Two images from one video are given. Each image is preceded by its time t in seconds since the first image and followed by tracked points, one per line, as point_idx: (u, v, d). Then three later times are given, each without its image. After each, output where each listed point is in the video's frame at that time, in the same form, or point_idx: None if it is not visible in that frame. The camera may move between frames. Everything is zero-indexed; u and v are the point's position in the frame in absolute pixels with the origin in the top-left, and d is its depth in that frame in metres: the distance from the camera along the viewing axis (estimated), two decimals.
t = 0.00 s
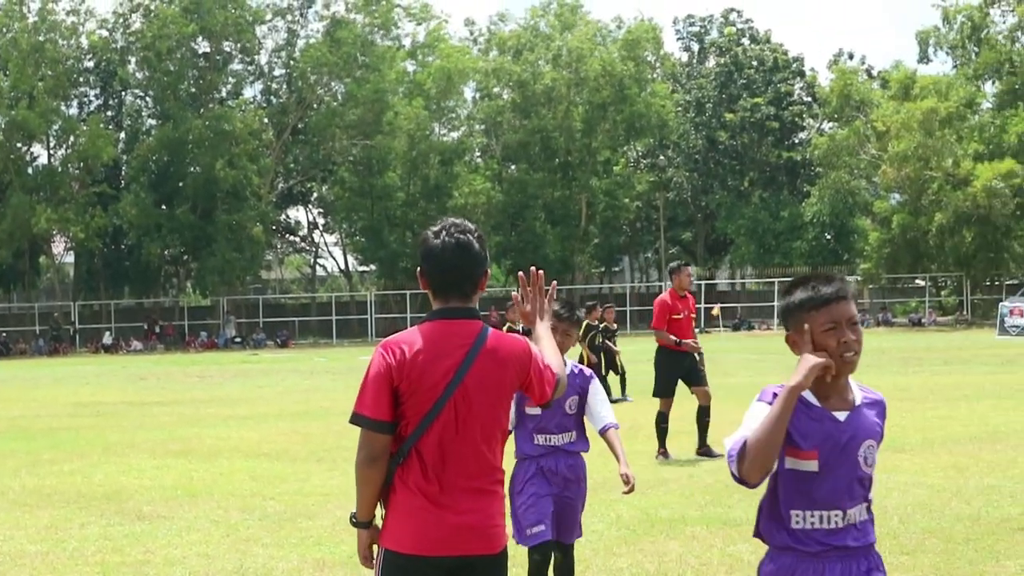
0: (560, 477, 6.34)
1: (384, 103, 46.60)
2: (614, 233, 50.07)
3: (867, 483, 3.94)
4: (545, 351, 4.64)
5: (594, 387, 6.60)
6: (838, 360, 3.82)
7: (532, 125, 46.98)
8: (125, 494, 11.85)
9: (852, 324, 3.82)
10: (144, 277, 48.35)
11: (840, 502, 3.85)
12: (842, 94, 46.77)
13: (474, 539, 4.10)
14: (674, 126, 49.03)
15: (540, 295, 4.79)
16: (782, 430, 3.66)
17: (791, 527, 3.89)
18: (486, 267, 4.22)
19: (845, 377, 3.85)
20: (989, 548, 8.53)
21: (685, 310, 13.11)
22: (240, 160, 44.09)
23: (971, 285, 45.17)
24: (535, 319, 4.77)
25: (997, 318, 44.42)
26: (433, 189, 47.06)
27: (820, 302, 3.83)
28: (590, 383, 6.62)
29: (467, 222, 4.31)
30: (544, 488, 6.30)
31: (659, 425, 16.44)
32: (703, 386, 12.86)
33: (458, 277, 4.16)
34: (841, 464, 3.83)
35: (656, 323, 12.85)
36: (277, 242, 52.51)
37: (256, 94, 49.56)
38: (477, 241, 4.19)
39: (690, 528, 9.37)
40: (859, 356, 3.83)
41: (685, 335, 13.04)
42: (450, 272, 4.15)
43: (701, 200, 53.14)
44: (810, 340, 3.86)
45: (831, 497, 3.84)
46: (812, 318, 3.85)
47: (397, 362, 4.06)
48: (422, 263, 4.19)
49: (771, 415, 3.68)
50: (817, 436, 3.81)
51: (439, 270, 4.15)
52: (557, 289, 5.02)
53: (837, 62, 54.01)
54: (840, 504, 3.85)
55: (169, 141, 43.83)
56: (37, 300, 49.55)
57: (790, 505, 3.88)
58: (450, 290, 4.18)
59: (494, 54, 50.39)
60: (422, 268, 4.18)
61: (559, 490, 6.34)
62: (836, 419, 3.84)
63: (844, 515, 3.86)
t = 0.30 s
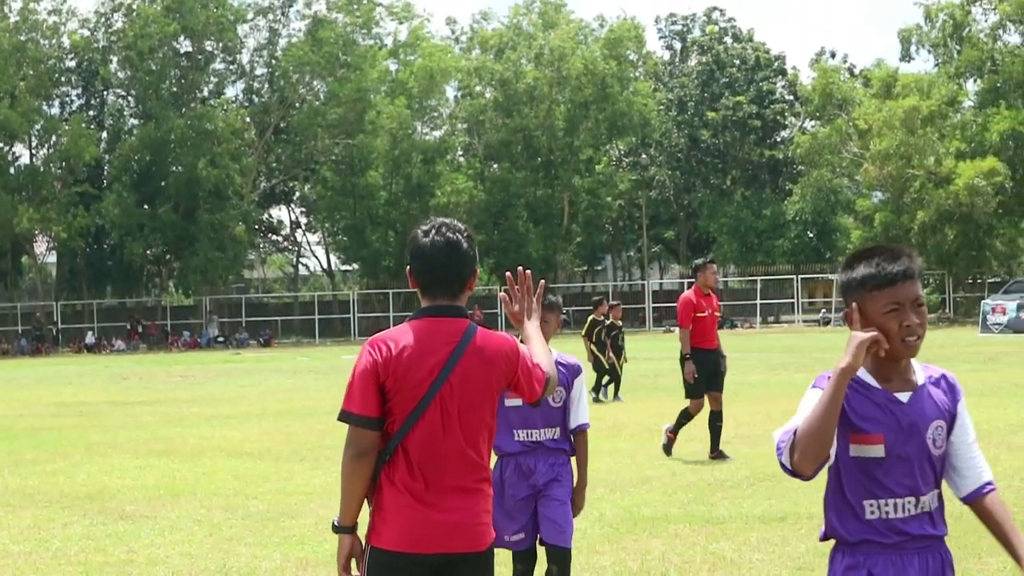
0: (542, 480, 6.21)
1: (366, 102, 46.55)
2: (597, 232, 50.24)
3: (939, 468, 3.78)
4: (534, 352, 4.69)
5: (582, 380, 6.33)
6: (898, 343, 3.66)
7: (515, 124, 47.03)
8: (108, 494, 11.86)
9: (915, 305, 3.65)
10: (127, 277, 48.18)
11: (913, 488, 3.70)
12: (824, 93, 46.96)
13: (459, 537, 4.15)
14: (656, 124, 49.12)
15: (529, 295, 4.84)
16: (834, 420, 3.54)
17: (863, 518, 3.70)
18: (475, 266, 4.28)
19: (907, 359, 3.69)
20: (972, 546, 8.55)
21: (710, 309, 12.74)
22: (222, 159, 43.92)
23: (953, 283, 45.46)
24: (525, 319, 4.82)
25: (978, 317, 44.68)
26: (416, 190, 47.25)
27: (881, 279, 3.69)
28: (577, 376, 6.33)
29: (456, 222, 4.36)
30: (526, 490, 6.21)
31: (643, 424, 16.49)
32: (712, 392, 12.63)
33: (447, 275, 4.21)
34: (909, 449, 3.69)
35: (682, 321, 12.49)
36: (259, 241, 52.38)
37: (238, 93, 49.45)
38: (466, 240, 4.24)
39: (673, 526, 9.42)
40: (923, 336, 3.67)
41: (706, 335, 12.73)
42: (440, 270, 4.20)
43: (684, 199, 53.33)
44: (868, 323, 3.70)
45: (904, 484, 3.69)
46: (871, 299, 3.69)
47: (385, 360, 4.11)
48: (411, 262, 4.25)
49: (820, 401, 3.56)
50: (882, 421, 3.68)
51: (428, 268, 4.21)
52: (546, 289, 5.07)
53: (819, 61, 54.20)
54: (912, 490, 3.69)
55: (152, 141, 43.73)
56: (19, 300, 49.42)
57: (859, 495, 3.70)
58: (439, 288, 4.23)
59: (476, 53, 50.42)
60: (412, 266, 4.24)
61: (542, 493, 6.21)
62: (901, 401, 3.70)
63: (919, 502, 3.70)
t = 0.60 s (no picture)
0: (552, 497, 5.89)
1: (356, 96, 46.46)
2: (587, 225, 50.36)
3: (1010, 500, 3.31)
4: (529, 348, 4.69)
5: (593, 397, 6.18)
6: (944, 361, 3.24)
7: (505, 118, 47.05)
8: (99, 487, 11.90)
9: (956, 315, 3.26)
10: (117, 270, 48.07)
11: (977, 524, 3.25)
12: (814, 87, 47.07)
13: (451, 529, 4.15)
14: (646, 118, 49.15)
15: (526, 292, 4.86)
16: (864, 453, 3.17)
17: (920, 560, 3.24)
18: (471, 259, 4.28)
19: (960, 377, 3.25)
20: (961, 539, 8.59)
21: (734, 304, 12.80)
22: (213, 153, 43.90)
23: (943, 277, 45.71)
24: (522, 315, 4.83)
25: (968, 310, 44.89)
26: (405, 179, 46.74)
27: (917, 295, 3.31)
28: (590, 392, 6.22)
29: (451, 213, 4.35)
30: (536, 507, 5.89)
31: (634, 418, 16.54)
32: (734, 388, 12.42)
33: (444, 267, 4.21)
34: (969, 480, 3.24)
35: (699, 316, 12.80)
36: (250, 234, 52.30)
37: (228, 86, 49.37)
38: (463, 232, 4.24)
39: (663, 520, 9.49)
40: (973, 352, 3.24)
41: (733, 330, 12.76)
42: (438, 263, 4.19)
43: (674, 192, 53.43)
44: (911, 343, 3.31)
45: (965, 520, 3.23)
46: (910, 314, 3.32)
47: (381, 349, 4.10)
48: (408, 255, 4.24)
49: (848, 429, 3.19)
50: (936, 452, 3.25)
51: (425, 260, 4.20)
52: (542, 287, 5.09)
53: (810, 55, 54.28)
54: (977, 525, 3.25)
55: (142, 134, 43.60)
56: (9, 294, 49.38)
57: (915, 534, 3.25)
58: (436, 280, 4.22)
59: (467, 46, 50.41)
60: (408, 258, 4.24)
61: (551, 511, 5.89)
62: (956, 429, 3.26)
63: (986, 538, 3.25)
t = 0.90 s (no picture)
0: (562, 491, 5.55)
1: (340, 92, 46.44)
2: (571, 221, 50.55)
3: None
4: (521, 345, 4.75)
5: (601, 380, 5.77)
6: None
7: (489, 114, 47.10)
8: (81, 482, 11.91)
9: None
10: (101, 265, 47.88)
11: None
12: (798, 83, 47.22)
13: (435, 523, 4.19)
14: (630, 114, 49.23)
15: (520, 288, 4.91)
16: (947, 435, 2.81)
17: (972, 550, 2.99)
18: (464, 255, 4.32)
19: None
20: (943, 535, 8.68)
21: (757, 295, 12.41)
22: (197, 148, 43.84)
23: (926, 273, 46.04)
24: (516, 312, 4.92)
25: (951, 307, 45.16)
26: (391, 178, 47.47)
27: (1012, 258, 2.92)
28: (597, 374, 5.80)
29: (445, 209, 4.39)
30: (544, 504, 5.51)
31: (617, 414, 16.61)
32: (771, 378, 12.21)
33: (436, 263, 4.25)
34: None
35: (726, 307, 12.20)
36: (234, 230, 52.21)
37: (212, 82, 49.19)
38: (455, 227, 4.28)
39: (645, 515, 9.56)
40: None
41: (752, 322, 12.43)
42: (430, 257, 4.24)
43: (658, 188, 53.60)
44: (994, 312, 2.95)
45: None
46: (996, 280, 2.94)
47: (370, 341, 4.15)
48: (401, 250, 4.29)
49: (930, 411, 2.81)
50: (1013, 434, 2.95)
51: (417, 255, 4.25)
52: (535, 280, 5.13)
53: (793, 51, 54.45)
54: None
55: (126, 129, 43.44)
56: None
57: (974, 521, 2.98)
58: (428, 276, 4.27)
59: (452, 42, 50.41)
60: (401, 253, 4.28)
61: (561, 504, 5.56)
62: None
63: None
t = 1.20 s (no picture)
0: (553, 504, 5.17)
1: (314, 89, 46.40)
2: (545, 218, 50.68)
3: None
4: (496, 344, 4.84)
5: (597, 387, 5.39)
6: None
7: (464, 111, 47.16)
8: (53, 478, 11.92)
9: None
10: (74, 262, 47.63)
11: None
12: (772, 82, 47.47)
13: (412, 518, 4.28)
14: (604, 111, 49.38)
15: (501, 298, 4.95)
16: None
17: None
18: (449, 254, 4.42)
19: None
20: (911, 531, 8.83)
21: (775, 295, 12.34)
22: (171, 144, 43.65)
23: (899, 271, 46.36)
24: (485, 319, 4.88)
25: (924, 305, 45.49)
26: (364, 175, 47.50)
27: None
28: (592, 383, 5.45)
29: (431, 207, 4.48)
30: (533, 516, 5.13)
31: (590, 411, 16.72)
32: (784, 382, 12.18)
33: (423, 260, 4.34)
34: None
35: (746, 306, 12.14)
36: (208, 226, 52.03)
37: (186, 78, 48.97)
38: (442, 227, 4.38)
39: (618, 513, 9.68)
40: None
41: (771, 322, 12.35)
42: (417, 254, 4.32)
43: (632, 185, 53.81)
44: None
45: None
46: None
47: (357, 335, 4.21)
48: (388, 245, 4.36)
49: None
50: None
51: (405, 250, 4.33)
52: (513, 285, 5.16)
53: (767, 49, 54.74)
54: None
55: (100, 125, 43.28)
56: None
57: None
58: (414, 273, 4.35)
59: (426, 39, 50.39)
60: (387, 249, 4.35)
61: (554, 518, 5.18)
62: None
63: None
